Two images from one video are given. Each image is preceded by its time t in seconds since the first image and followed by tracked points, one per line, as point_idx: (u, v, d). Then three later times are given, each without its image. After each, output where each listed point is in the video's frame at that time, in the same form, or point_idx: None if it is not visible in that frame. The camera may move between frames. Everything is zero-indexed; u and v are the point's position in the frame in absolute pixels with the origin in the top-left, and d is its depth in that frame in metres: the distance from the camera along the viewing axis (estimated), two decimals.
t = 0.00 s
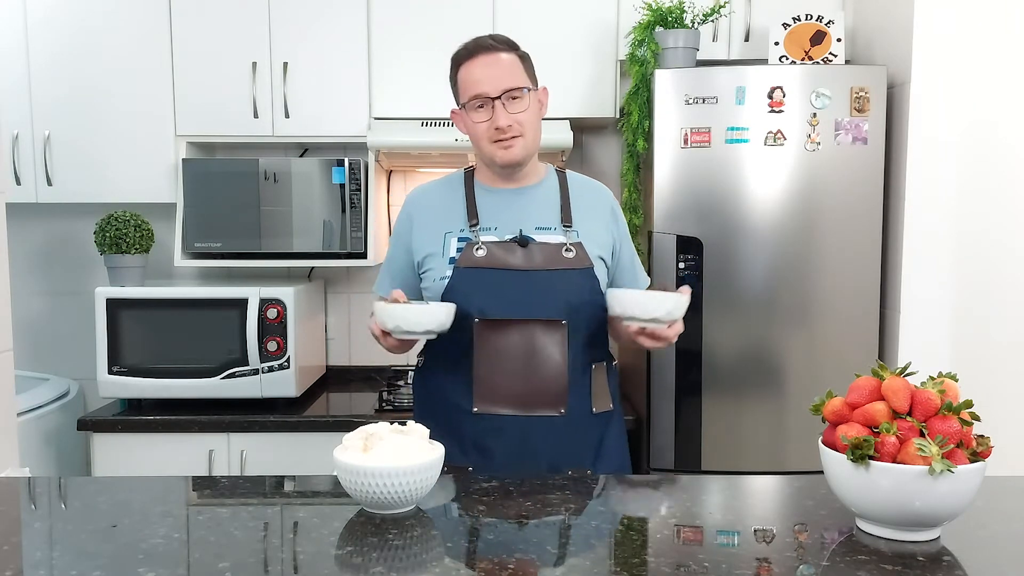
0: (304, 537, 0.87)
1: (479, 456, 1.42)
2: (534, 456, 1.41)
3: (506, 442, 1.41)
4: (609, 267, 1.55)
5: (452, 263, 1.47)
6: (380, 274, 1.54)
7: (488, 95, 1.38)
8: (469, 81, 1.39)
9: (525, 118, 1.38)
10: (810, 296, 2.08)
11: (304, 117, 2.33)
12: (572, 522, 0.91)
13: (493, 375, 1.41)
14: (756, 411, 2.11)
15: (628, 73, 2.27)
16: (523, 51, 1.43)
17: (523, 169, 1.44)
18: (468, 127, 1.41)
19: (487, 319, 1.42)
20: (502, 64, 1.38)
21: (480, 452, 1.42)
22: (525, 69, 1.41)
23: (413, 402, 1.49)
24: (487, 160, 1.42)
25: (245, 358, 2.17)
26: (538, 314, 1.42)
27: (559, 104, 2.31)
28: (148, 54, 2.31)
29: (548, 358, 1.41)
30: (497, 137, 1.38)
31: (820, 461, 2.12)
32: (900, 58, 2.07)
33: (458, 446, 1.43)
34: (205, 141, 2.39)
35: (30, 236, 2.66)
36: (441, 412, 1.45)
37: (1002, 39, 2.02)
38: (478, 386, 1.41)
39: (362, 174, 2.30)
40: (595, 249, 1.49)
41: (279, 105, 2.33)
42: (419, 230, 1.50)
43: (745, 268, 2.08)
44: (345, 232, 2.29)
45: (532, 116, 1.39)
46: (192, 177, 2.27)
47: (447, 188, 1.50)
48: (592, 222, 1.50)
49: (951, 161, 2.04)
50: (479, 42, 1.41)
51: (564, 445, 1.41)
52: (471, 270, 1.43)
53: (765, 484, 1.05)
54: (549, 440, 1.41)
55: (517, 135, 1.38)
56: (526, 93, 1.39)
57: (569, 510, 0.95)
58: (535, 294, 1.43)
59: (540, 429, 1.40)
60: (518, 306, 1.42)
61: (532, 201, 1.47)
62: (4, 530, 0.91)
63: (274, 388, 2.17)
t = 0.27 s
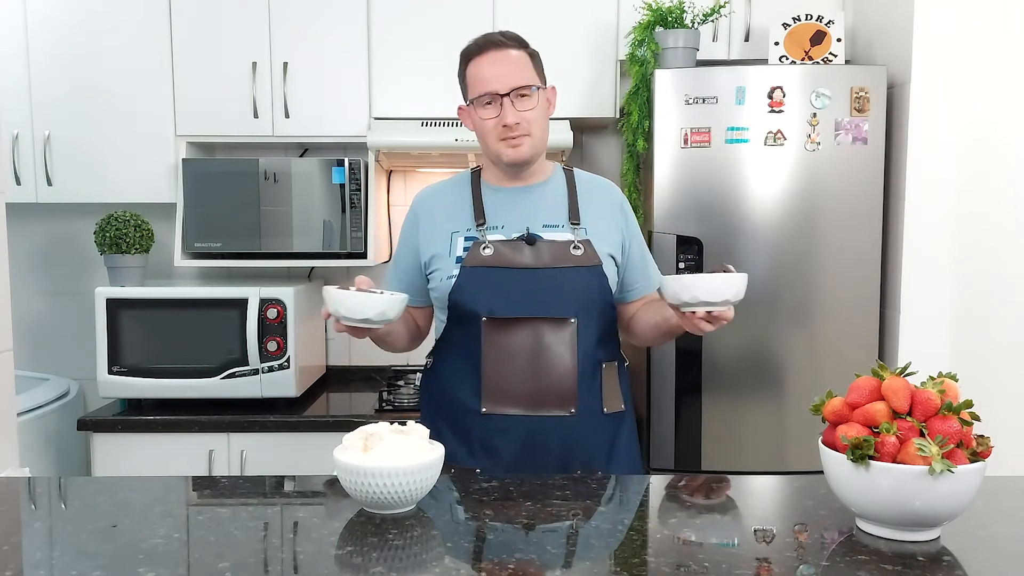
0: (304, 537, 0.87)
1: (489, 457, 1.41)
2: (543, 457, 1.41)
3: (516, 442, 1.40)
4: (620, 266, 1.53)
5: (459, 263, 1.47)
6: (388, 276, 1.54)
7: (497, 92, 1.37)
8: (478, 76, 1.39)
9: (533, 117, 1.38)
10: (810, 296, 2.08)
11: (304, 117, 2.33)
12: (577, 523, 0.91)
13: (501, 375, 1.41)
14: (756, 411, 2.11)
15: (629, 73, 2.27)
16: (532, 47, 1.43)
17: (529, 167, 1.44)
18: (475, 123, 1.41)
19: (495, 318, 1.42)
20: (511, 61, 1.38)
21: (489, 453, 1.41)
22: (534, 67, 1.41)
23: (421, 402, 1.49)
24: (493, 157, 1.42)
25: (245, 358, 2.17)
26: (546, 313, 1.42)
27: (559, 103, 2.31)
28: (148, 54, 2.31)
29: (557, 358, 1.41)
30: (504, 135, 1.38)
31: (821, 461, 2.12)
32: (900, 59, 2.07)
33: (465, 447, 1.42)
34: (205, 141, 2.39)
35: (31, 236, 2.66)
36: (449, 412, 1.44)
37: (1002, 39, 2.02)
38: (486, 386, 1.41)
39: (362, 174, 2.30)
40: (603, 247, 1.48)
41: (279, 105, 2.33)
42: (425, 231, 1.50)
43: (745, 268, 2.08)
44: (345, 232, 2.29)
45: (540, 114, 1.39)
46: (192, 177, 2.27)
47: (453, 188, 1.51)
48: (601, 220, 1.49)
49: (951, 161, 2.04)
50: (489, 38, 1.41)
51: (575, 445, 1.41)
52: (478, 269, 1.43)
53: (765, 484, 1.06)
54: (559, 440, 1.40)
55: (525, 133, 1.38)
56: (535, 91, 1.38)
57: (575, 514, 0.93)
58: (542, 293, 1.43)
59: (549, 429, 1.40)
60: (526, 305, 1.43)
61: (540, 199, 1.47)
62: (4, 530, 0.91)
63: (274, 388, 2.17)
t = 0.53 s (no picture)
0: (304, 537, 0.87)
1: (489, 459, 1.41)
2: (543, 459, 1.41)
3: (516, 444, 1.40)
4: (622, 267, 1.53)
5: (458, 263, 1.47)
6: (389, 277, 1.55)
7: (508, 88, 1.37)
8: (489, 70, 1.38)
9: (541, 116, 1.38)
10: (810, 296, 2.08)
11: (304, 117, 2.33)
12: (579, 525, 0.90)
13: (500, 377, 1.41)
14: (756, 411, 2.11)
15: (629, 73, 2.27)
16: (547, 48, 1.43)
17: (533, 167, 1.44)
18: (481, 117, 1.41)
19: (494, 319, 1.42)
20: (524, 58, 1.38)
21: (489, 456, 1.41)
22: (547, 66, 1.41)
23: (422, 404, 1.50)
24: (497, 153, 1.42)
25: (245, 358, 2.17)
26: (545, 313, 1.42)
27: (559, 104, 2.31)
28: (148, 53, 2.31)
29: (556, 359, 1.41)
30: (511, 132, 1.38)
31: (821, 461, 2.12)
32: (900, 59, 2.08)
33: (465, 449, 1.43)
34: (205, 141, 2.39)
35: (31, 236, 2.66)
36: (448, 414, 1.44)
37: (1002, 39, 2.02)
38: (485, 388, 1.41)
39: (362, 174, 2.30)
40: (604, 248, 1.48)
41: (279, 104, 2.33)
42: (425, 231, 1.50)
43: (745, 268, 2.08)
44: (345, 232, 2.29)
45: (549, 113, 1.39)
46: (192, 177, 2.27)
47: (453, 189, 1.50)
48: (602, 221, 1.49)
49: (951, 161, 2.04)
50: (503, 33, 1.40)
51: (575, 447, 1.41)
52: (477, 270, 1.43)
53: (765, 484, 1.06)
54: (560, 442, 1.40)
55: (531, 132, 1.38)
56: (545, 91, 1.39)
57: (576, 516, 0.93)
58: (542, 294, 1.43)
59: (549, 430, 1.40)
60: (525, 305, 1.42)
61: (541, 199, 1.47)
62: (3, 530, 0.91)
63: (274, 388, 2.17)
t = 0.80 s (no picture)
0: (304, 537, 0.87)
1: (486, 459, 1.41)
2: (540, 459, 1.41)
3: (512, 444, 1.40)
4: (618, 271, 1.54)
5: (455, 263, 1.47)
6: (388, 276, 1.55)
7: (508, 87, 1.37)
8: (490, 69, 1.38)
9: (542, 114, 1.38)
10: (810, 296, 2.08)
11: (304, 117, 2.33)
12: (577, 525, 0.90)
13: (497, 377, 1.41)
14: (756, 411, 2.11)
15: (629, 73, 2.27)
16: (547, 47, 1.43)
17: (532, 166, 1.44)
18: (481, 115, 1.40)
19: (490, 319, 1.42)
20: (526, 57, 1.38)
21: (485, 456, 1.41)
22: (547, 66, 1.41)
23: (418, 404, 1.50)
24: (497, 152, 1.42)
25: (245, 358, 2.17)
26: (542, 313, 1.42)
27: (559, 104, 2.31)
28: (148, 53, 2.31)
29: (553, 359, 1.41)
30: (511, 130, 1.38)
31: (821, 461, 2.12)
32: (900, 59, 2.08)
33: (461, 449, 1.43)
34: (205, 141, 2.39)
35: (31, 236, 2.66)
36: (445, 414, 1.44)
37: (1002, 40, 2.02)
38: (482, 388, 1.41)
39: (362, 174, 2.30)
40: (602, 249, 1.48)
41: (279, 104, 2.33)
42: (423, 230, 1.50)
43: (745, 268, 2.08)
44: (345, 232, 2.29)
45: (549, 113, 1.39)
46: (192, 177, 2.27)
47: (452, 188, 1.50)
48: (600, 223, 1.49)
49: (951, 161, 2.04)
50: (504, 32, 1.40)
51: (572, 447, 1.41)
52: (475, 269, 1.43)
53: (766, 484, 1.06)
54: (556, 442, 1.40)
55: (531, 131, 1.38)
56: (546, 90, 1.38)
57: (574, 515, 0.93)
58: (539, 294, 1.43)
59: (546, 431, 1.40)
60: (522, 305, 1.42)
61: (539, 199, 1.47)
62: (3, 530, 0.91)
63: (274, 388, 2.17)
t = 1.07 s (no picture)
0: (304, 537, 0.87)
1: (475, 458, 1.41)
2: (529, 459, 1.41)
3: (501, 443, 1.40)
4: (610, 270, 1.54)
5: (448, 264, 1.47)
6: (382, 277, 1.56)
7: (496, 88, 1.37)
8: (478, 70, 1.39)
9: (530, 117, 1.38)
10: (810, 296, 2.08)
11: (304, 117, 2.33)
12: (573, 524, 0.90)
13: (487, 376, 1.41)
14: (756, 411, 2.11)
15: (629, 73, 2.27)
16: (536, 50, 1.43)
17: (520, 168, 1.44)
18: (469, 116, 1.40)
19: (481, 319, 1.42)
20: (513, 59, 1.38)
21: (475, 455, 1.41)
22: (536, 68, 1.41)
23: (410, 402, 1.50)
24: (484, 153, 1.41)
25: (245, 358, 2.17)
26: (533, 314, 1.42)
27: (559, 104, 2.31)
28: (148, 53, 2.31)
29: (543, 360, 1.41)
30: (498, 131, 1.38)
31: (821, 461, 2.12)
32: (900, 59, 2.08)
33: (450, 448, 1.43)
34: (205, 141, 2.39)
35: (30, 236, 2.66)
36: (435, 412, 1.45)
37: (1002, 39, 2.03)
38: (472, 387, 1.41)
39: (362, 174, 2.30)
40: (593, 251, 1.48)
41: (279, 104, 2.33)
42: (416, 231, 1.50)
43: (745, 268, 2.08)
44: (345, 232, 2.29)
45: (537, 116, 1.39)
46: (192, 177, 2.27)
47: (445, 189, 1.51)
48: (592, 224, 1.49)
49: (951, 161, 2.04)
50: (494, 34, 1.41)
51: (561, 447, 1.41)
52: (467, 269, 1.43)
53: (765, 484, 1.06)
54: (545, 441, 1.40)
55: (518, 132, 1.38)
56: (534, 92, 1.38)
57: (565, 513, 0.94)
58: (531, 294, 1.43)
59: (535, 430, 1.40)
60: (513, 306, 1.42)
61: (531, 200, 1.47)
62: (4, 530, 0.91)
63: (274, 388, 2.17)
